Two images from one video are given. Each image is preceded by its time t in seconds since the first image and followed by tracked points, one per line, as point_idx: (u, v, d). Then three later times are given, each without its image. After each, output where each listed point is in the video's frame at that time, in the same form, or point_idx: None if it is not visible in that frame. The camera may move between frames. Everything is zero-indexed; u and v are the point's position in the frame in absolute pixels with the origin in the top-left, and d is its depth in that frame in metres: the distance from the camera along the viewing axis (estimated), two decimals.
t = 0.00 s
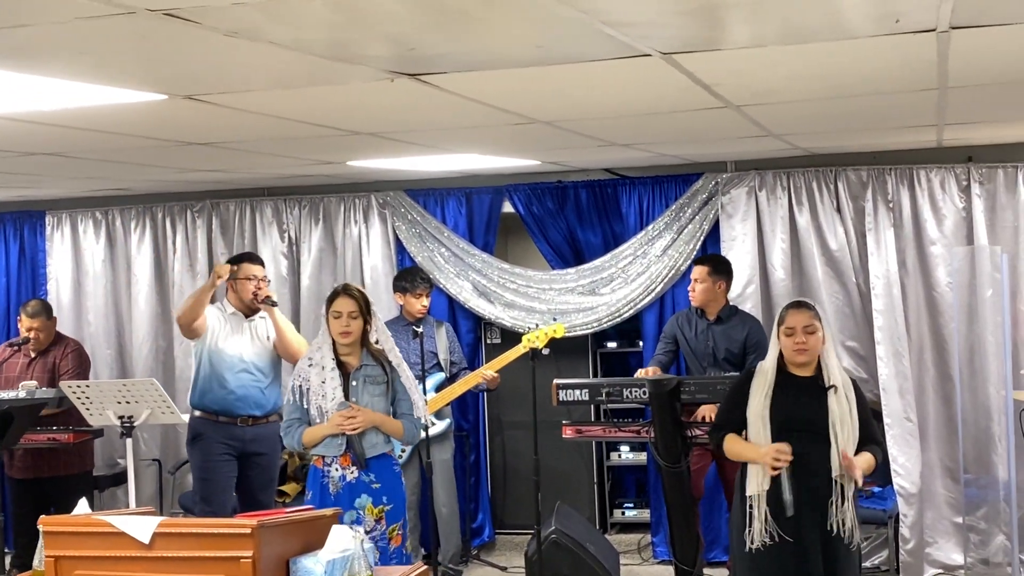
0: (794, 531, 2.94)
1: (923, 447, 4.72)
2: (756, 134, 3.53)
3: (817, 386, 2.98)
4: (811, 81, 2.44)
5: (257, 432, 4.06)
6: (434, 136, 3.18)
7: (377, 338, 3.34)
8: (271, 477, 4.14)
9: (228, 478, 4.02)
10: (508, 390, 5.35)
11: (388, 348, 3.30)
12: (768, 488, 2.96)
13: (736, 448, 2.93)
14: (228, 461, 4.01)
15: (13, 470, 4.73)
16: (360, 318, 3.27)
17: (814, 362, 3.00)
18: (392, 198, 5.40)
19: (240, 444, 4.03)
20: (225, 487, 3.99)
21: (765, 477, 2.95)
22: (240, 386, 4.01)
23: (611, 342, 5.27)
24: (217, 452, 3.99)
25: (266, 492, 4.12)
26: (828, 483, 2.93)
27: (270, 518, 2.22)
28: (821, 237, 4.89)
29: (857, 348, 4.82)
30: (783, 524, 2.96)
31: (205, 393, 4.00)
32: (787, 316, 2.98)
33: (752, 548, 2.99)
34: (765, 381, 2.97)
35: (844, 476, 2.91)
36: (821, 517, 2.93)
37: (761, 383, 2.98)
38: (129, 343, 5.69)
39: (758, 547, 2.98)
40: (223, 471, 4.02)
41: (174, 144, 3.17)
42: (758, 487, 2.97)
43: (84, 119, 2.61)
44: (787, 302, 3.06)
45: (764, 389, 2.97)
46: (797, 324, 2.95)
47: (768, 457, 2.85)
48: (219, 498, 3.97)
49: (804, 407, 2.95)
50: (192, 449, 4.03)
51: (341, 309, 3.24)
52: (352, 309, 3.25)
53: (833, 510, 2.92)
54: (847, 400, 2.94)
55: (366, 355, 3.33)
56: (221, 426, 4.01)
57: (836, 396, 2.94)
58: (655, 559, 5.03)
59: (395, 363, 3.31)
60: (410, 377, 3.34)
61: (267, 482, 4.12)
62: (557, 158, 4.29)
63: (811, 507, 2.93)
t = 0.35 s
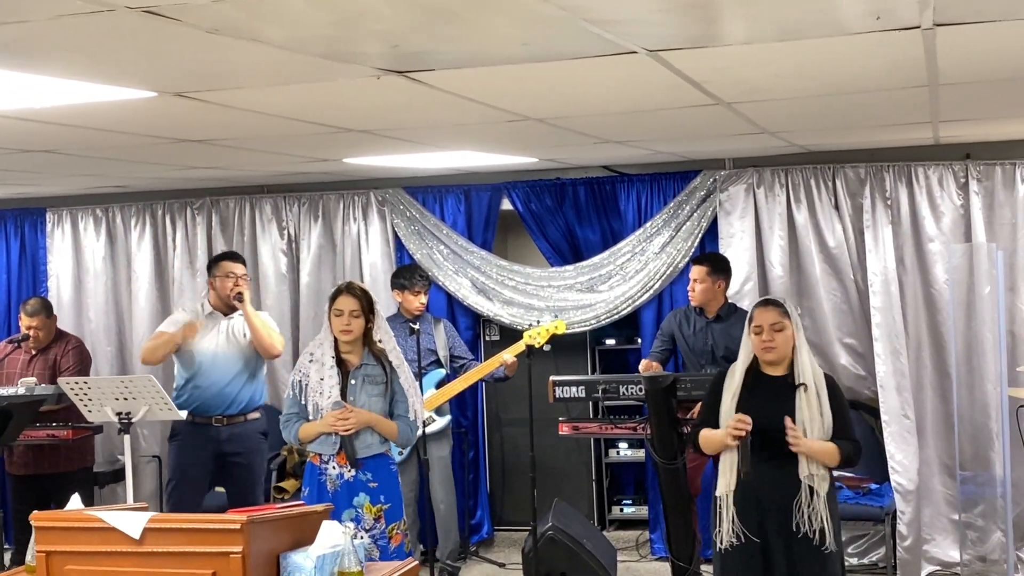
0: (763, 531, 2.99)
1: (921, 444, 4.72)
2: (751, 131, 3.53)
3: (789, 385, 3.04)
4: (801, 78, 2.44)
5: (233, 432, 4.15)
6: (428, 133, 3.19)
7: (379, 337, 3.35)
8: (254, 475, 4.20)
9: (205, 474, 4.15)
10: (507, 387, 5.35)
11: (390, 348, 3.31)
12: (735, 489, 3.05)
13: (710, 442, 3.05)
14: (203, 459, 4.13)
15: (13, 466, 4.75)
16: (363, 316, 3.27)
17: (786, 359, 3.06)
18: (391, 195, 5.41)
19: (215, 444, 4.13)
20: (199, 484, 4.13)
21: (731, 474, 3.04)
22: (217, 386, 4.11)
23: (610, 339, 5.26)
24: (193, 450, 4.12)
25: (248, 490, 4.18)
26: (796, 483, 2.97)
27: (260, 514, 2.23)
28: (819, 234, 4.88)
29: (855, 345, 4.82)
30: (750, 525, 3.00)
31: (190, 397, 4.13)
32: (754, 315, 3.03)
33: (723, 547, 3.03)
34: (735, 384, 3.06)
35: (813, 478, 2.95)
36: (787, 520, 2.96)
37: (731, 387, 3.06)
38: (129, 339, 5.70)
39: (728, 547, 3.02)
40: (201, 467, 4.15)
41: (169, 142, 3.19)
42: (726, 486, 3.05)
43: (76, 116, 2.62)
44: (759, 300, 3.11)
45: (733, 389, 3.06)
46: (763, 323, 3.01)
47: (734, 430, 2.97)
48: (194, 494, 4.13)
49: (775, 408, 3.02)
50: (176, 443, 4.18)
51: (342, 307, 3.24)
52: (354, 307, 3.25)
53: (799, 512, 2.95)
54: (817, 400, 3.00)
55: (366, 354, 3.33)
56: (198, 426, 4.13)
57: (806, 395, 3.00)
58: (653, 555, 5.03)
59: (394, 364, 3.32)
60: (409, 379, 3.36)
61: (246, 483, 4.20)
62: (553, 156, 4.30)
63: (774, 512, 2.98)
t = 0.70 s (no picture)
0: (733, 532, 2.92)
1: (927, 441, 4.71)
2: (755, 127, 3.54)
3: (761, 383, 2.97)
4: (803, 73, 2.44)
5: (204, 431, 4.09)
6: (432, 129, 3.19)
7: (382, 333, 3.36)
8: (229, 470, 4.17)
9: (180, 474, 4.11)
10: (513, 384, 5.36)
11: (393, 344, 3.32)
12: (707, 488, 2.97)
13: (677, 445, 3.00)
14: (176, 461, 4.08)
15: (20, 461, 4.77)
16: (365, 312, 3.27)
17: (760, 359, 3.00)
18: (397, 191, 5.42)
19: (187, 445, 4.07)
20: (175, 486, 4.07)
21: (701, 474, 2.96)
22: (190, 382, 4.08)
23: (616, 336, 5.27)
24: (164, 453, 4.06)
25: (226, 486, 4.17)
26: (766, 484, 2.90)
27: (264, 508, 2.24)
28: (826, 231, 4.87)
29: (862, 342, 4.81)
30: (720, 524, 2.95)
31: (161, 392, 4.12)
32: (729, 313, 2.99)
33: (693, 548, 2.97)
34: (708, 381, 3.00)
35: (781, 476, 2.87)
36: (755, 523, 2.89)
37: (706, 382, 3.00)
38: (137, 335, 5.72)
39: (698, 546, 2.96)
40: (175, 468, 4.11)
41: (174, 138, 3.21)
42: (696, 486, 2.97)
43: (81, 111, 2.64)
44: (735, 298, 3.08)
45: (706, 387, 3.00)
46: (737, 321, 2.95)
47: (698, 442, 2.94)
48: (173, 494, 4.07)
49: (750, 407, 2.94)
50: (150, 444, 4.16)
51: (346, 302, 3.25)
52: (358, 303, 3.26)
53: (769, 515, 2.88)
54: (789, 399, 2.92)
55: (369, 349, 3.34)
56: (171, 430, 4.07)
57: (779, 394, 2.92)
58: (658, 552, 5.03)
59: (397, 360, 3.33)
60: (413, 374, 3.37)
61: (223, 477, 4.16)
62: (559, 152, 4.30)
63: (741, 514, 2.92)
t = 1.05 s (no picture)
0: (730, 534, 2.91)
1: (938, 436, 4.70)
2: (768, 122, 3.53)
3: (760, 383, 2.93)
4: (817, 66, 2.44)
5: (201, 425, 4.06)
6: (444, 123, 3.20)
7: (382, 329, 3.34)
8: (225, 466, 4.13)
9: (180, 469, 4.10)
10: (523, 380, 5.36)
11: (389, 340, 3.30)
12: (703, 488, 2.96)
13: (674, 440, 2.93)
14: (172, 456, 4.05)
15: (33, 456, 4.79)
16: (361, 308, 3.27)
17: (758, 357, 2.96)
18: (407, 187, 5.42)
19: (184, 438, 4.04)
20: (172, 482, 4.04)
21: (699, 474, 2.94)
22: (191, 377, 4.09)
23: (627, 332, 5.28)
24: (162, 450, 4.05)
25: (222, 480, 4.11)
26: (765, 485, 2.89)
27: (278, 500, 2.25)
28: (837, 226, 4.86)
29: (873, 337, 4.80)
30: (715, 525, 2.94)
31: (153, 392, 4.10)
32: (726, 311, 2.95)
33: (688, 547, 2.98)
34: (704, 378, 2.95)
35: (781, 476, 2.84)
36: (753, 523, 2.89)
37: (702, 382, 2.95)
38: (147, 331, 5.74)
39: (693, 546, 2.97)
40: (173, 463, 4.09)
41: (187, 133, 3.21)
42: (694, 485, 2.96)
43: (96, 105, 2.65)
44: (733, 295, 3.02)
45: (704, 384, 2.95)
46: (734, 321, 2.91)
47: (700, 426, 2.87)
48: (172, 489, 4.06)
49: (746, 406, 2.92)
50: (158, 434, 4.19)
51: (342, 298, 3.26)
52: (354, 299, 3.26)
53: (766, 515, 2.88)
54: (788, 399, 2.89)
55: (367, 344, 3.32)
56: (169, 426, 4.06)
57: (777, 394, 2.89)
58: (669, 548, 5.03)
59: (392, 356, 3.29)
60: (410, 373, 3.31)
61: (218, 474, 4.11)
62: (569, 148, 4.29)
63: (737, 515, 2.91)
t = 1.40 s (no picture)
0: (749, 531, 2.90)
1: (946, 436, 4.70)
2: (777, 122, 3.53)
3: (776, 380, 2.94)
4: (828, 67, 2.44)
5: (221, 424, 4.07)
6: (453, 125, 3.20)
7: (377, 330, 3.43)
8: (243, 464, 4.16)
9: (197, 469, 4.07)
10: (530, 380, 5.36)
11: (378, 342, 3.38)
12: (723, 484, 2.94)
13: (695, 438, 2.96)
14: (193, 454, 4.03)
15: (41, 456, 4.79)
16: (352, 309, 3.38)
17: (772, 354, 2.96)
18: (414, 188, 5.43)
19: (205, 438, 4.04)
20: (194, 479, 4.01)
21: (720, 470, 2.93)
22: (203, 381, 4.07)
23: (634, 332, 5.27)
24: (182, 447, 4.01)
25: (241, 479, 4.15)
26: (785, 480, 2.88)
27: (293, 501, 2.25)
28: (845, 226, 4.86)
29: (881, 337, 4.80)
30: (732, 521, 2.92)
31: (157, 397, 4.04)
32: (740, 311, 2.92)
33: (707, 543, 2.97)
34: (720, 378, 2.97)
35: (800, 471, 2.85)
36: (772, 517, 2.88)
37: (719, 381, 2.97)
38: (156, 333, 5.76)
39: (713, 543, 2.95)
40: (190, 461, 4.06)
41: (198, 135, 3.22)
42: (713, 480, 2.95)
43: (109, 107, 2.66)
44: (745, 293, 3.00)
45: (721, 384, 2.97)
46: (750, 320, 2.90)
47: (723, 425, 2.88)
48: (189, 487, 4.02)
49: (763, 404, 2.91)
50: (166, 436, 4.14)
51: (334, 299, 3.37)
52: (344, 300, 3.37)
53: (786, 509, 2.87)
54: (805, 394, 2.91)
55: (360, 345, 3.44)
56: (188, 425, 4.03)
57: (794, 389, 2.91)
58: (677, 548, 5.04)
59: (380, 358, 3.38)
60: (400, 374, 3.38)
61: (236, 472, 4.15)
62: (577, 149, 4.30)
63: (756, 510, 2.89)
